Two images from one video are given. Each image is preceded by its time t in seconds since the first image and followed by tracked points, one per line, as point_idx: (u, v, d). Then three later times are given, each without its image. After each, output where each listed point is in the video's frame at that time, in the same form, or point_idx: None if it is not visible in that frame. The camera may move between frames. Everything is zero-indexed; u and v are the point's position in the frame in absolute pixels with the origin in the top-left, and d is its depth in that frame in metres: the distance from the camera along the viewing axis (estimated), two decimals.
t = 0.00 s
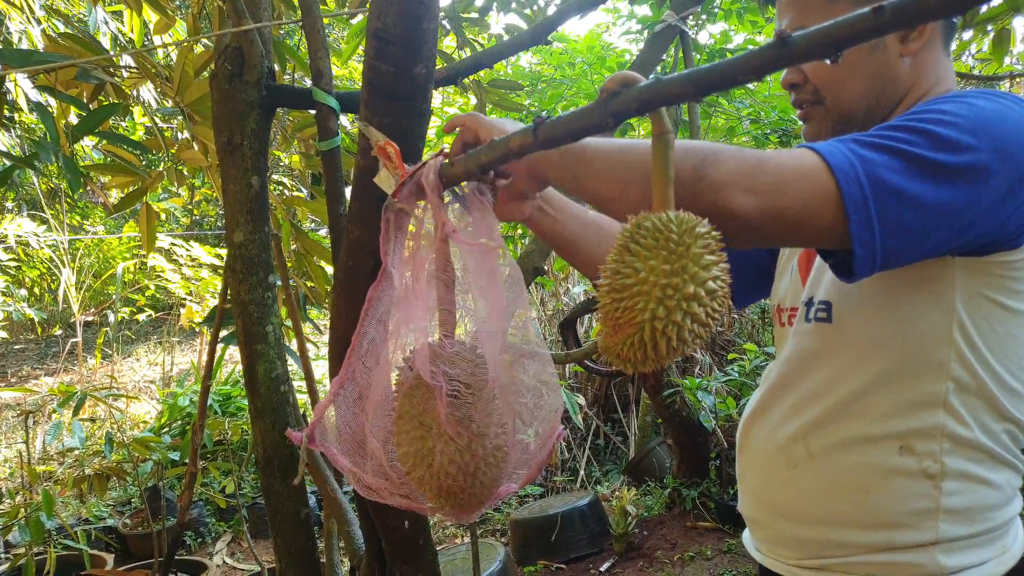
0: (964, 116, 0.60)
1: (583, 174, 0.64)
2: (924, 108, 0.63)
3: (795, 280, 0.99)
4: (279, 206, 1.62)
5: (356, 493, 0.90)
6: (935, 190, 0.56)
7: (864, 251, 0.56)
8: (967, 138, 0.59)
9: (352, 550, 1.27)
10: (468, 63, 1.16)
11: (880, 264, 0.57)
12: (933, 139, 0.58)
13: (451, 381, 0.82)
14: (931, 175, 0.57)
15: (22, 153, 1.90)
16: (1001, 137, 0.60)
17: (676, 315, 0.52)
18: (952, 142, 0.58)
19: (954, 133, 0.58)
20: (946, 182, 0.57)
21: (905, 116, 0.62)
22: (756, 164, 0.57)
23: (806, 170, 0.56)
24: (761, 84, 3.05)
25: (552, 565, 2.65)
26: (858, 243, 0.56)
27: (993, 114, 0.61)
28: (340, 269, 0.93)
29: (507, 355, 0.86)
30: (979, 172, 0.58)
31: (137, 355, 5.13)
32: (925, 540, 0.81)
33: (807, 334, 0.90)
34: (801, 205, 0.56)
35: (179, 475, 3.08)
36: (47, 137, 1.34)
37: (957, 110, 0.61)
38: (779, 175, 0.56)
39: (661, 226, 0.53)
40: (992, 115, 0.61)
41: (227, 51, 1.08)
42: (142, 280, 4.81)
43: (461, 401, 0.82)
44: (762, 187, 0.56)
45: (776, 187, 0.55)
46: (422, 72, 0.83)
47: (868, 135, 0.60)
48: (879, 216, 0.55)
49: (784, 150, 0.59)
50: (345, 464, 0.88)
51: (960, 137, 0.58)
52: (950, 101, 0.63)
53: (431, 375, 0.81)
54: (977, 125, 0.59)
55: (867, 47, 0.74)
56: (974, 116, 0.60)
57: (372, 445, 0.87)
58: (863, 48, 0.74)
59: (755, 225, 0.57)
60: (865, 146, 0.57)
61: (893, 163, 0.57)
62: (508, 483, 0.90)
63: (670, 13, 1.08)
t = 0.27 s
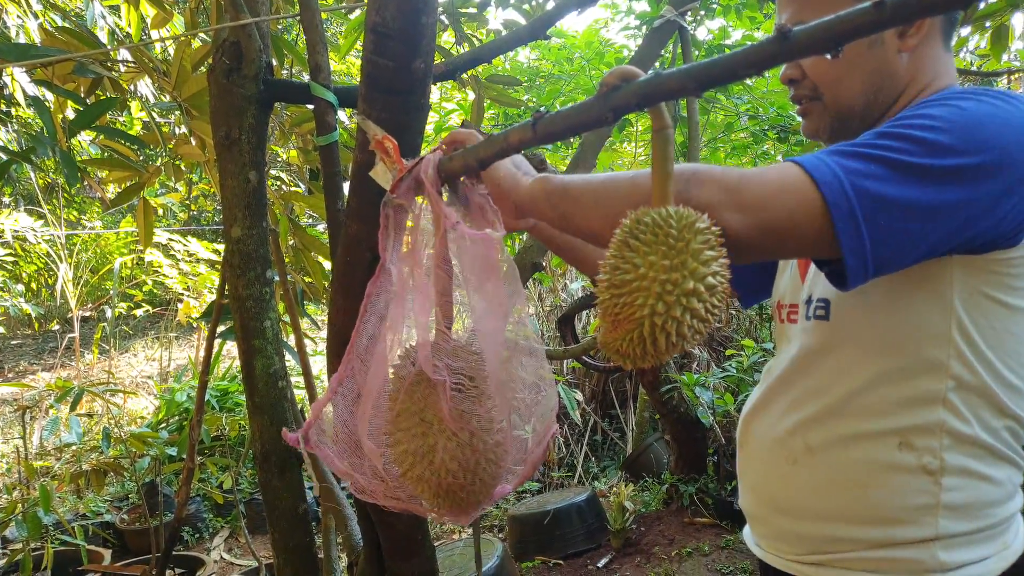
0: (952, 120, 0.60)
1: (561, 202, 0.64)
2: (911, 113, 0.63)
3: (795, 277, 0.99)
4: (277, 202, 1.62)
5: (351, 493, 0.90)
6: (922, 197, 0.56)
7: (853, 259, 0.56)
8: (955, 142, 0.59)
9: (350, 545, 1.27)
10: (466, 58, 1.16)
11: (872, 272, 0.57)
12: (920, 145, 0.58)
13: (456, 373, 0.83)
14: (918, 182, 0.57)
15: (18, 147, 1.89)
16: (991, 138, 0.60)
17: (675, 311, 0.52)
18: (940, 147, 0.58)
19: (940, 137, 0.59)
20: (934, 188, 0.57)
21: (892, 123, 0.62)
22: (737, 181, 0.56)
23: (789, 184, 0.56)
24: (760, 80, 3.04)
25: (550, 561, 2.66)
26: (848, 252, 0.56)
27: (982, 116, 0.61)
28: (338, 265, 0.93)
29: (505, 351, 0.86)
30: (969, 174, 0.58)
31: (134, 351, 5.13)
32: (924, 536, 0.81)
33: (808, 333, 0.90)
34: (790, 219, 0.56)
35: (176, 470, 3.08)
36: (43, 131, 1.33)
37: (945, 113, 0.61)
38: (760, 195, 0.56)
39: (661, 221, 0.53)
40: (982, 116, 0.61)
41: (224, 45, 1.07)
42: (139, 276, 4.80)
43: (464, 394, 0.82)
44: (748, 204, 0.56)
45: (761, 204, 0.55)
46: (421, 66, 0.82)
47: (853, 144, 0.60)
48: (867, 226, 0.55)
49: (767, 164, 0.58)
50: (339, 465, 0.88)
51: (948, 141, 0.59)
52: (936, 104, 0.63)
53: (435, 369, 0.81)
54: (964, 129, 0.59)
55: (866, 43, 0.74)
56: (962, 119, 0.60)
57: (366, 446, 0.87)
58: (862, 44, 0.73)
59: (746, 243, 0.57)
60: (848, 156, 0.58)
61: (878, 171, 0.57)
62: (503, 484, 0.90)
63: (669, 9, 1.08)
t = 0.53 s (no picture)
0: (956, 121, 0.59)
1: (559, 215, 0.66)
2: (914, 114, 0.63)
3: (796, 274, 0.99)
4: (276, 198, 1.62)
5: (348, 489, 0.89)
6: (928, 204, 0.57)
7: (860, 268, 0.56)
8: (960, 145, 0.58)
9: (348, 542, 1.27)
10: (466, 54, 1.15)
11: (878, 278, 0.58)
12: (925, 148, 0.58)
13: (449, 368, 0.83)
14: (923, 187, 0.57)
15: (17, 143, 1.88)
16: (997, 139, 0.59)
17: (675, 307, 0.51)
18: (946, 149, 0.58)
19: (946, 141, 0.58)
20: (939, 193, 0.57)
21: (895, 125, 0.62)
22: (741, 191, 0.57)
23: (794, 194, 0.56)
24: (760, 77, 3.04)
25: (548, 557, 2.66)
26: (854, 260, 0.56)
27: (986, 116, 0.61)
28: (337, 261, 0.92)
29: (504, 348, 0.86)
30: (975, 177, 0.58)
31: (133, 347, 5.13)
32: (926, 534, 0.82)
33: (812, 332, 0.90)
34: (795, 229, 0.56)
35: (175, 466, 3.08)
36: (41, 126, 1.33)
37: (949, 115, 0.60)
38: (762, 207, 0.56)
39: (661, 217, 0.54)
40: (986, 116, 0.60)
41: (223, 40, 1.07)
42: (138, 272, 4.80)
43: (459, 390, 0.82)
44: (753, 215, 0.56)
45: (766, 216, 0.56)
46: (420, 62, 0.82)
47: (857, 149, 0.60)
48: (871, 232, 0.56)
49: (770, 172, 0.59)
50: (334, 459, 0.87)
51: (954, 144, 0.58)
52: (941, 105, 0.63)
53: (431, 364, 0.81)
54: (969, 131, 0.59)
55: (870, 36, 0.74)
56: (966, 121, 0.60)
57: (362, 439, 0.86)
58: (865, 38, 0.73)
59: (751, 254, 0.57)
60: (853, 162, 0.57)
61: (882, 178, 0.57)
62: (498, 485, 0.89)
63: (669, 4, 1.08)
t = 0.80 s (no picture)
0: (963, 128, 0.59)
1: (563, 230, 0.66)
2: (921, 121, 0.62)
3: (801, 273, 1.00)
4: (278, 196, 1.62)
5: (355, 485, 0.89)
6: (940, 218, 0.57)
7: (876, 283, 0.57)
8: (970, 153, 0.58)
9: (350, 540, 1.27)
10: (467, 52, 1.15)
11: (892, 291, 0.58)
12: (935, 158, 0.58)
13: (461, 370, 0.82)
14: (935, 200, 0.57)
15: (19, 142, 1.89)
16: (1006, 146, 0.59)
17: (678, 306, 0.51)
18: (956, 158, 0.58)
19: (956, 151, 0.58)
20: (951, 205, 0.57)
21: (902, 133, 0.61)
22: (754, 209, 0.56)
23: (808, 213, 0.56)
24: (761, 76, 3.03)
25: (549, 557, 2.65)
26: (869, 275, 0.57)
27: (994, 120, 0.60)
28: (339, 260, 0.92)
29: (506, 347, 0.86)
30: (985, 185, 0.58)
31: (135, 345, 5.14)
32: (935, 537, 0.81)
33: (819, 335, 0.90)
34: (809, 245, 0.57)
35: (177, 465, 3.09)
36: (44, 125, 1.33)
37: (956, 120, 0.60)
38: (774, 227, 0.56)
39: (663, 216, 0.54)
40: (994, 121, 0.60)
41: (225, 39, 1.06)
42: (139, 270, 4.81)
43: (470, 390, 0.82)
44: (766, 233, 0.56)
45: (780, 236, 0.56)
46: (421, 61, 0.82)
47: (866, 161, 0.59)
48: (883, 247, 0.56)
49: (780, 186, 0.58)
50: (344, 457, 0.86)
51: (963, 152, 0.58)
52: (947, 111, 0.62)
53: (441, 364, 0.80)
54: (978, 139, 0.59)
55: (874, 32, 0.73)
56: (974, 127, 0.59)
57: (371, 437, 0.86)
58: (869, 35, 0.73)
59: (764, 272, 0.58)
60: (863, 176, 0.57)
61: (894, 192, 0.57)
62: (507, 474, 0.90)
63: (670, 3, 1.07)
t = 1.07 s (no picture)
0: (963, 131, 0.59)
1: (563, 231, 0.66)
2: (920, 123, 0.63)
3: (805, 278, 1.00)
4: (280, 199, 1.62)
5: (353, 492, 0.89)
6: (939, 219, 0.57)
7: (873, 285, 0.57)
8: (969, 155, 0.58)
9: (351, 543, 1.27)
10: (470, 56, 1.15)
11: (890, 293, 0.58)
12: (934, 160, 0.58)
13: (456, 371, 0.82)
14: (933, 202, 0.57)
15: (23, 144, 1.89)
16: (1005, 149, 0.59)
17: (679, 310, 0.51)
18: (955, 161, 0.58)
19: (955, 153, 0.58)
20: (949, 207, 0.57)
21: (902, 136, 0.61)
22: (754, 210, 0.57)
23: (806, 215, 0.57)
24: (763, 79, 3.04)
25: (551, 560, 2.66)
26: (867, 277, 0.57)
27: (994, 123, 0.60)
28: (341, 263, 0.93)
29: (507, 350, 0.86)
30: (984, 188, 0.58)
31: (137, 347, 5.14)
32: (938, 542, 0.81)
33: (823, 339, 0.90)
34: (807, 247, 0.57)
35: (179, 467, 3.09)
36: (48, 128, 1.34)
37: (955, 123, 0.60)
38: (775, 229, 0.56)
39: (665, 220, 0.54)
40: (994, 124, 0.60)
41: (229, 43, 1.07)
42: (142, 272, 4.82)
43: (465, 392, 0.82)
44: (764, 235, 0.57)
45: (778, 237, 0.56)
46: (424, 64, 0.82)
47: (865, 163, 0.59)
48: (881, 249, 0.56)
49: (780, 188, 0.59)
50: (340, 462, 0.88)
51: (962, 154, 0.58)
52: (947, 114, 0.62)
53: (436, 366, 0.80)
54: (977, 142, 0.59)
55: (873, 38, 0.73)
56: (973, 129, 0.59)
57: (368, 443, 0.86)
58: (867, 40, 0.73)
59: (762, 273, 0.58)
60: (861, 179, 0.57)
61: (892, 194, 0.57)
62: (504, 485, 0.89)
63: (673, 7, 1.08)
